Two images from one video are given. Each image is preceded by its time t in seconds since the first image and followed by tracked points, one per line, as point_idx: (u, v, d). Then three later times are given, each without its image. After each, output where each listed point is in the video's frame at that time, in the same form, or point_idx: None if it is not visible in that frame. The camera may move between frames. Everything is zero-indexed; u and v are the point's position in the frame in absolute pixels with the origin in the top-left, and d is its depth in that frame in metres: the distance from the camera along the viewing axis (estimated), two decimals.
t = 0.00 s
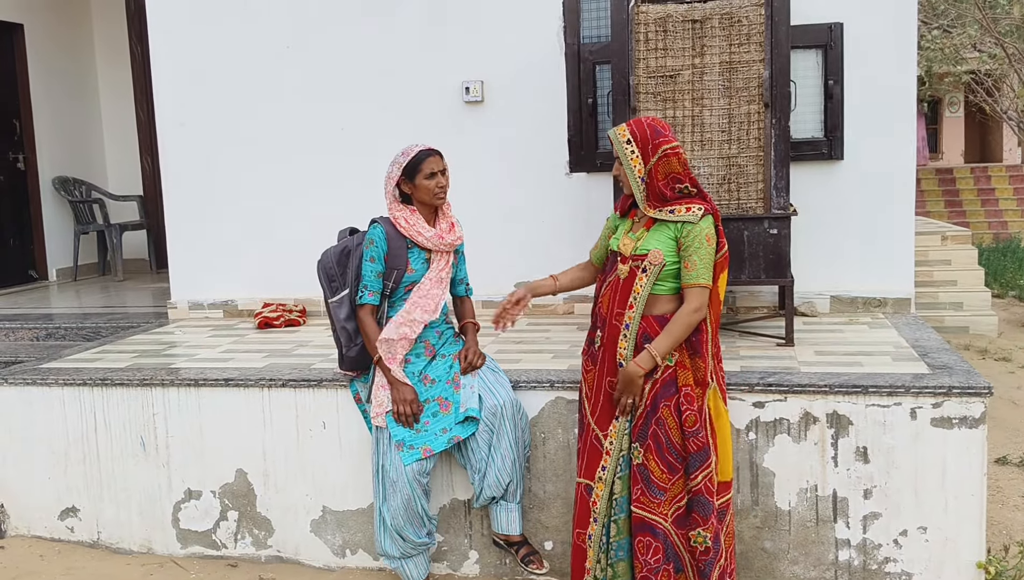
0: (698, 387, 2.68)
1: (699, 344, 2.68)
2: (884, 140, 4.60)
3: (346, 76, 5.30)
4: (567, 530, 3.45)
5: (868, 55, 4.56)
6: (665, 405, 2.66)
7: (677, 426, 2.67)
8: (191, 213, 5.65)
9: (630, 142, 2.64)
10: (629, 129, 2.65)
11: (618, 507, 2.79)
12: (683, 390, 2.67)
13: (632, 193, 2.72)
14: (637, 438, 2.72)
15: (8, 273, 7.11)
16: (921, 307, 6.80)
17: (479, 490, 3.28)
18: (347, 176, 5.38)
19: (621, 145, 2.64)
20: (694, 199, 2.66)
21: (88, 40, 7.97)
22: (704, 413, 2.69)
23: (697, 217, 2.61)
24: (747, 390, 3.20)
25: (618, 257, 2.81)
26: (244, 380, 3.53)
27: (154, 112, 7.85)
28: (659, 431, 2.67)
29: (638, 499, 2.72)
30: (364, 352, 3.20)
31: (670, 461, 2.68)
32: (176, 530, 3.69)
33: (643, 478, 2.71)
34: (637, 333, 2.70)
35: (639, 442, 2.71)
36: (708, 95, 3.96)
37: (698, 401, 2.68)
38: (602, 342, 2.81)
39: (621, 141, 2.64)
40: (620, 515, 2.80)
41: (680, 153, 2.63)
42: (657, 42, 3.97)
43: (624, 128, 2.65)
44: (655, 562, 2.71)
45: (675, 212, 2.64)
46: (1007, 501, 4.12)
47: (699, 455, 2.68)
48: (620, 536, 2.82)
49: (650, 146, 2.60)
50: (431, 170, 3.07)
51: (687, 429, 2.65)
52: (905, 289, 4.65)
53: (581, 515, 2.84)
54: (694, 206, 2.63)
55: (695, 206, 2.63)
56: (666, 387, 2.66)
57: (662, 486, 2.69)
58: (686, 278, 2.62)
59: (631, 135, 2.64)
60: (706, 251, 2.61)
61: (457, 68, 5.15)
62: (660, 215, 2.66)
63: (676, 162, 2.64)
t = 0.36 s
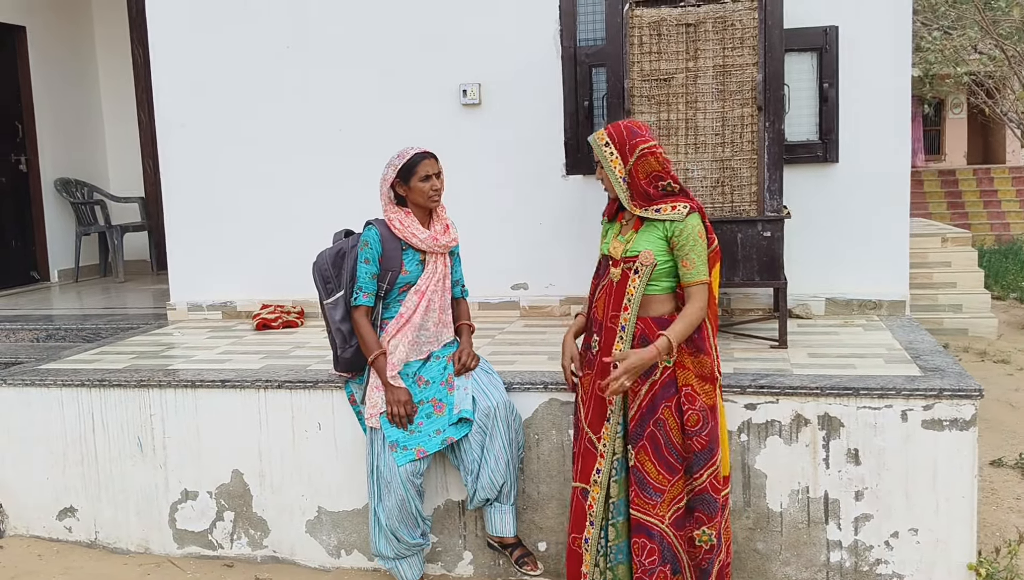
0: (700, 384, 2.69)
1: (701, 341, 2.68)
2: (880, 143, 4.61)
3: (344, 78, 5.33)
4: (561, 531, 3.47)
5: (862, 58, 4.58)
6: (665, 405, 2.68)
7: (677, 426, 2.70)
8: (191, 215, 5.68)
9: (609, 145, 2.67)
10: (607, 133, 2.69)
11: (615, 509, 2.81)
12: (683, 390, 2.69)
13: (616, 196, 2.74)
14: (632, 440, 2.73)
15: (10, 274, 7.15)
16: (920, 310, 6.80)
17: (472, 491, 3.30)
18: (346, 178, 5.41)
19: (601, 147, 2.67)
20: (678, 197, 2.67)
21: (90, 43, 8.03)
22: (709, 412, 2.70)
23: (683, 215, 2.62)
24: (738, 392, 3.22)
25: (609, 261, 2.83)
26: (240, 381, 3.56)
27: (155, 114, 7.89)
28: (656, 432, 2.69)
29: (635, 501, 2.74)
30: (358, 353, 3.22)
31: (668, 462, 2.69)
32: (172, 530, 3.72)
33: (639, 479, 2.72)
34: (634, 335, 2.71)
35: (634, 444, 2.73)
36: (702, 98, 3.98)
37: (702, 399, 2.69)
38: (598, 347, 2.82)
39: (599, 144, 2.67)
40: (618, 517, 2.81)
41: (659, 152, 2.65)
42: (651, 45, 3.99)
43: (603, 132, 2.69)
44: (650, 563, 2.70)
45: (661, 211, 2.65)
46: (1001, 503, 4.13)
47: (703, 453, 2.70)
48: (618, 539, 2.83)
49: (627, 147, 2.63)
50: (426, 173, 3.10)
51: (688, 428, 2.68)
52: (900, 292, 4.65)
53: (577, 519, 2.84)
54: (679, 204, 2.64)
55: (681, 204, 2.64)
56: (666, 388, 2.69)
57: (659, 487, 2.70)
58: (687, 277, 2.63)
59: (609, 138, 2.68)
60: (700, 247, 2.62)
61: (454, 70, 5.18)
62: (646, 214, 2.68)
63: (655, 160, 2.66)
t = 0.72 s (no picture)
0: (684, 359, 2.69)
1: (683, 318, 2.69)
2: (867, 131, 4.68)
3: (340, 65, 5.38)
4: (549, 509, 3.53)
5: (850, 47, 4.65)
6: (653, 382, 2.70)
7: (663, 403, 2.70)
8: (188, 201, 5.74)
9: (576, 133, 2.75)
10: (573, 122, 2.76)
11: (602, 487, 2.82)
12: (668, 367, 2.69)
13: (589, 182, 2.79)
14: (619, 418, 2.76)
15: (9, 259, 7.22)
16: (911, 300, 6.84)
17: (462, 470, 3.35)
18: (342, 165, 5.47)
19: (567, 136, 2.75)
20: (650, 175, 2.68)
21: (90, 29, 8.09)
22: (693, 388, 2.70)
23: (654, 190, 2.65)
24: (722, 372, 3.27)
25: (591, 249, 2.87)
26: (234, 361, 3.62)
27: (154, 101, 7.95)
28: (642, 410, 2.71)
29: (620, 478, 2.76)
30: (350, 334, 3.25)
31: (654, 439, 2.71)
32: (167, 507, 3.78)
33: (624, 456, 2.74)
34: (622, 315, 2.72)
35: (619, 422, 2.75)
36: (691, 84, 4.15)
37: (687, 376, 2.70)
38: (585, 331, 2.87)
39: (566, 134, 2.75)
40: (603, 495, 2.83)
41: (625, 135, 2.67)
42: (641, 33, 4.18)
43: (569, 122, 2.76)
44: (636, 538, 2.74)
45: (633, 189, 2.67)
46: (984, 486, 4.19)
47: (686, 428, 2.70)
48: (604, 515, 2.84)
49: (592, 134, 2.68)
50: (415, 157, 3.09)
51: (673, 404, 2.68)
52: (886, 278, 4.77)
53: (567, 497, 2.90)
54: (650, 180, 2.66)
55: (651, 180, 2.66)
56: (652, 366, 2.70)
57: (643, 464, 2.72)
58: (682, 244, 2.63)
59: (576, 127, 2.76)
60: (680, 219, 2.63)
61: (448, 58, 5.23)
62: (620, 196, 2.71)
63: (622, 144, 2.68)
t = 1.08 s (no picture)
0: (674, 341, 2.68)
1: (676, 299, 2.67)
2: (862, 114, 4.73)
3: (338, 44, 5.39)
4: (545, 482, 3.59)
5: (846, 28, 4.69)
6: (647, 362, 2.71)
7: (656, 382, 2.70)
8: (186, 179, 5.76)
9: (581, 109, 2.73)
10: (579, 97, 2.75)
11: (593, 462, 2.82)
12: (661, 347, 2.69)
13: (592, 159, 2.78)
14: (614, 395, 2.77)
15: (7, 237, 7.24)
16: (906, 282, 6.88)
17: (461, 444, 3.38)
18: (340, 144, 5.48)
19: (573, 112, 2.73)
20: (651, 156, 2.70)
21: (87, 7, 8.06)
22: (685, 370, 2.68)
23: (652, 171, 2.65)
24: (717, 348, 3.31)
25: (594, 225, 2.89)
26: (234, 337, 3.66)
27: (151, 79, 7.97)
28: (635, 388, 2.72)
29: (610, 455, 2.79)
30: (349, 310, 3.29)
31: (644, 417, 2.72)
32: (168, 481, 3.83)
33: (615, 433, 2.76)
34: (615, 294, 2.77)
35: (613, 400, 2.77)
36: (688, 64, 4.21)
37: (679, 357, 2.68)
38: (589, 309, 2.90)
39: (571, 110, 2.74)
40: (595, 470, 2.83)
41: (630, 114, 2.67)
42: (639, 12, 4.23)
43: (575, 97, 2.75)
44: (622, 516, 2.76)
45: (634, 169, 2.68)
46: (974, 463, 4.26)
47: (675, 410, 2.68)
48: (595, 490, 2.84)
49: (598, 110, 2.68)
50: (415, 134, 3.10)
51: (663, 384, 2.68)
52: (880, 258, 4.83)
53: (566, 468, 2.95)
54: (650, 161, 2.67)
55: (651, 161, 2.67)
56: (648, 346, 2.71)
57: (633, 442, 2.74)
58: (660, 229, 2.63)
59: (581, 103, 2.74)
60: (670, 201, 2.63)
61: (447, 37, 5.24)
62: (620, 174, 2.71)
63: (628, 123, 2.68)
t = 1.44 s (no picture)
0: (659, 337, 2.70)
1: (664, 294, 2.68)
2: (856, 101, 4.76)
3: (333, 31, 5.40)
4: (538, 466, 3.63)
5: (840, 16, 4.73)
6: (631, 354, 2.73)
7: (639, 374, 2.72)
8: (182, 167, 5.77)
9: (588, 97, 2.76)
10: (591, 85, 2.78)
11: (579, 451, 2.84)
12: (647, 340, 2.72)
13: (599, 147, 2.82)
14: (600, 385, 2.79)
15: (3, 226, 7.24)
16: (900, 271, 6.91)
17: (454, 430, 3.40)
18: (335, 132, 5.49)
19: (582, 99, 2.77)
20: (652, 148, 2.69)
21: None
22: (667, 365, 2.70)
23: (647, 164, 2.66)
24: (709, 333, 3.34)
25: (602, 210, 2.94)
26: (229, 323, 3.68)
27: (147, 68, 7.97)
28: (618, 379, 2.74)
29: (591, 445, 2.81)
30: (345, 295, 3.30)
31: (625, 409, 2.74)
32: (164, 465, 3.87)
33: (596, 423, 2.79)
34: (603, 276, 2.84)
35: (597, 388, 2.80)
36: (682, 52, 4.25)
37: (662, 351, 2.70)
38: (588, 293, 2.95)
39: (582, 97, 2.78)
40: (581, 459, 2.83)
41: (636, 104, 2.66)
42: None
43: (587, 85, 2.78)
44: (598, 505, 2.79)
45: (635, 160, 2.70)
46: (964, 449, 4.30)
47: (653, 405, 2.70)
48: (581, 479, 2.84)
49: (606, 98, 2.70)
50: (411, 121, 3.12)
51: (644, 378, 2.71)
52: (871, 246, 4.87)
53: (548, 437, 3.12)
54: (649, 153, 2.67)
55: (651, 153, 2.67)
56: (634, 337, 2.74)
57: (613, 433, 2.76)
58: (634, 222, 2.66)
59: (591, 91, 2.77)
60: (657, 196, 2.63)
61: (442, 25, 5.25)
62: (623, 166, 2.74)
63: (633, 113, 2.68)
